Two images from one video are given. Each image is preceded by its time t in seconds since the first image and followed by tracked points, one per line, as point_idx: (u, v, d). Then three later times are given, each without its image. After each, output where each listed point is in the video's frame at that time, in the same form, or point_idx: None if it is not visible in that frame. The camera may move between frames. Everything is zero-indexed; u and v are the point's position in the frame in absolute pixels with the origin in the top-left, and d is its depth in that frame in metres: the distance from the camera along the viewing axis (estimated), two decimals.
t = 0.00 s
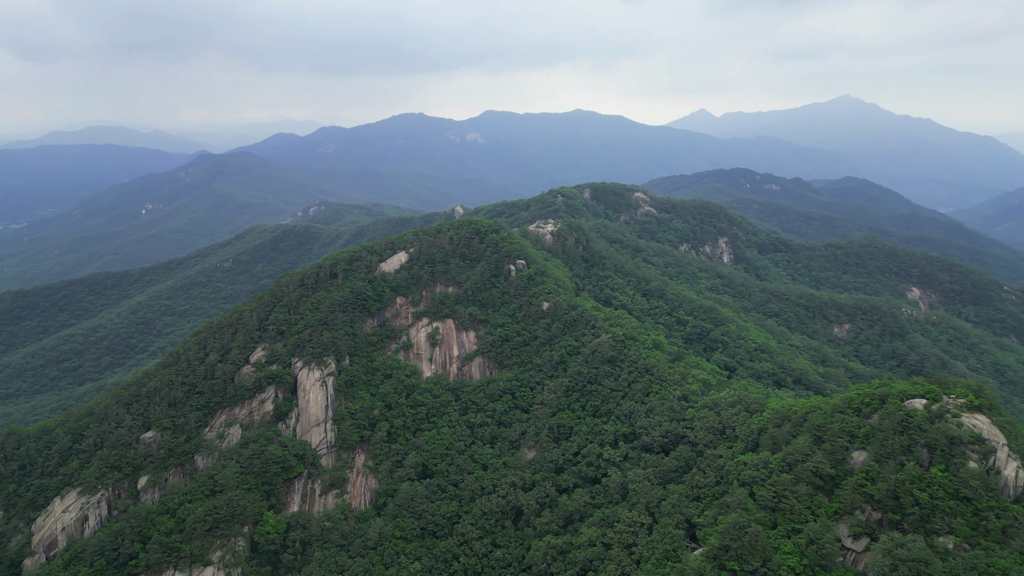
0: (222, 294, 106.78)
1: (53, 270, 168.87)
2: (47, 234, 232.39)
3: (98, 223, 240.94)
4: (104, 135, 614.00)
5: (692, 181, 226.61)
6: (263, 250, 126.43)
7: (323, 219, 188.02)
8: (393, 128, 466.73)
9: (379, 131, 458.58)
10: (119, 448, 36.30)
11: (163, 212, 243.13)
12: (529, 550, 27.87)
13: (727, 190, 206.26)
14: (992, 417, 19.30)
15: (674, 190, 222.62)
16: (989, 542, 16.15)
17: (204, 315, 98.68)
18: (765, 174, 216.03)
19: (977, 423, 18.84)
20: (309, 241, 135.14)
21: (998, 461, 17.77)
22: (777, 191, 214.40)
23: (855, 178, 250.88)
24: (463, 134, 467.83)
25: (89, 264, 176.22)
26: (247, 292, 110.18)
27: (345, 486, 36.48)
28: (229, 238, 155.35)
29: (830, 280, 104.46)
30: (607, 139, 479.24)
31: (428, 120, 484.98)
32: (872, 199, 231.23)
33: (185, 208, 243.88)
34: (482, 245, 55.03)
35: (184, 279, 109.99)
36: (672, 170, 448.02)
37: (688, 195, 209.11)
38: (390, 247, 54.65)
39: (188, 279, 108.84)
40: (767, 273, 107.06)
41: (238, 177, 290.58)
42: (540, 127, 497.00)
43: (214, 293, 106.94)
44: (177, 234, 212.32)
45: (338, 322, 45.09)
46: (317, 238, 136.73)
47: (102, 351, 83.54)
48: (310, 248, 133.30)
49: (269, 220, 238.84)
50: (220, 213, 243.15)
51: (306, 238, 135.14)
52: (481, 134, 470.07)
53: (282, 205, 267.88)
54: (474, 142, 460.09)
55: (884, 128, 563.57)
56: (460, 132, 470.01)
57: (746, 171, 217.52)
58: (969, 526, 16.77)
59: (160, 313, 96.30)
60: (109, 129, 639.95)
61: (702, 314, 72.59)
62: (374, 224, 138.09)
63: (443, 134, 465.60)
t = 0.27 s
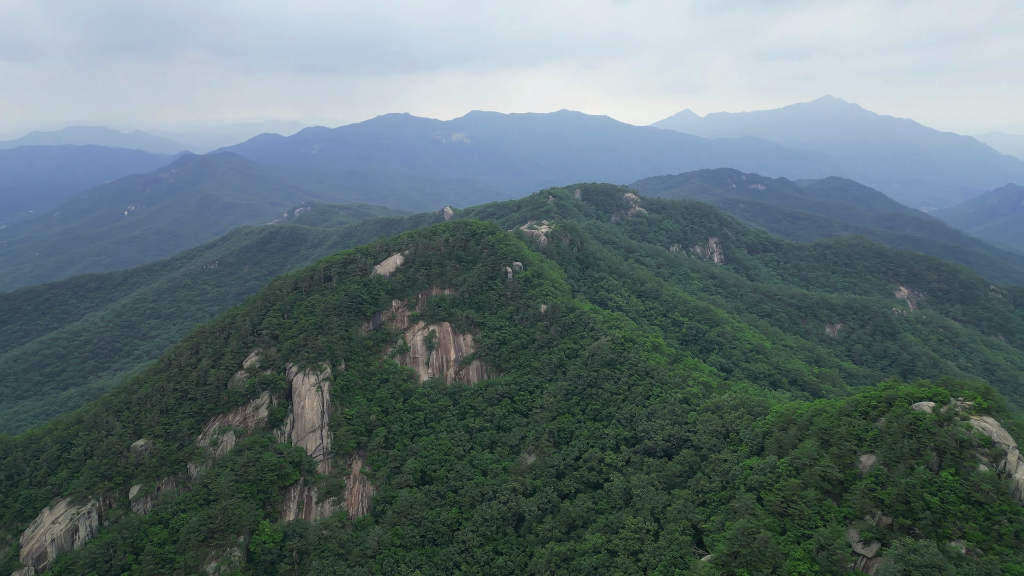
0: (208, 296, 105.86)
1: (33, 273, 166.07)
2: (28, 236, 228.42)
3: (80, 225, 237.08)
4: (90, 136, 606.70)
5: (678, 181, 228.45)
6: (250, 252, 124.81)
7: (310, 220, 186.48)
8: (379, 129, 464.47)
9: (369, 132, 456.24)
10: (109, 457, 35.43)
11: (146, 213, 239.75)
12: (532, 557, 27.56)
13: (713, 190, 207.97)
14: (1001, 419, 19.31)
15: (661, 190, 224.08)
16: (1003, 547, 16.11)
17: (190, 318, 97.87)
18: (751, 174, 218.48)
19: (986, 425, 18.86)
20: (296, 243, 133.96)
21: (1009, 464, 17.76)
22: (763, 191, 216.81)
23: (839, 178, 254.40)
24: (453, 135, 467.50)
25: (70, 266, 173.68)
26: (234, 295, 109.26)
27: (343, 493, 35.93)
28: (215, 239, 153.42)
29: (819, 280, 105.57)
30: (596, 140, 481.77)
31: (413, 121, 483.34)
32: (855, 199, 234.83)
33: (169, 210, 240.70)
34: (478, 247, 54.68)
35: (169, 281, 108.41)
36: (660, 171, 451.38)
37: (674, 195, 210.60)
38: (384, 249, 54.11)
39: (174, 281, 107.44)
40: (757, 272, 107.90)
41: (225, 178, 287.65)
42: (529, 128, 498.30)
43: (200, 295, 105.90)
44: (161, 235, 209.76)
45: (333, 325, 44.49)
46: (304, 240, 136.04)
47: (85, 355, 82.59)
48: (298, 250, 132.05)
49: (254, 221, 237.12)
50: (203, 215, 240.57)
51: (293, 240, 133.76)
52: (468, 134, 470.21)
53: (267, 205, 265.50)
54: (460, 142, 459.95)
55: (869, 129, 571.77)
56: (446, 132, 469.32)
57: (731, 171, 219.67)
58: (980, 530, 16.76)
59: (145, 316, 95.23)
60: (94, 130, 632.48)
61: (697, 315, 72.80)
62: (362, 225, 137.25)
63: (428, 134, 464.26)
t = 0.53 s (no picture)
0: (199, 298, 105.28)
1: (21, 275, 164.51)
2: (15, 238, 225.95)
3: (69, 226, 234.80)
4: (81, 137, 602.81)
5: (671, 181, 228.99)
6: (242, 253, 123.67)
7: (301, 221, 185.37)
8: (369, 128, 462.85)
9: (363, 132, 454.75)
10: (106, 465, 34.78)
11: (134, 213, 237.57)
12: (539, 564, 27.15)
13: (705, 190, 208.67)
14: (1015, 422, 19.20)
15: (653, 190, 224.46)
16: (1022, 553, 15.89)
17: (182, 321, 97.41)
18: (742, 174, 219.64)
19: (1001, 428, 18.75)
20: (289, 244, 132.97)
21: None
22: (754, 191, 218.12)
23: (829, 178, 256.36)
24: (448, 135, 467.36)
25: (59, 268, 172.26)
26: (225, 297, 108.66)
27: (344, 499, 35.50)
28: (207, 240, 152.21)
29: (815, 280, 105.98)
30: (589, 141, 483.02)
31: (403, 120, 481.86)
32: (845, 199, 236.76)
33: (159, 211, 238.76)
34: (478, 248, 54.33)
35: (160, 282, 107.31)
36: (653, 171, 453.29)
37: (667, 195, 211.06)
38: (384, 251, 53.67)
39: (165, 283, 106.52)
40: (753, 272, 108.10)
41: (217, 180, 286.26)
42: (523, 129, 498.42)
43: (192, 297, 105.20)
44: (150, 236, 208.07)
45: (333, 329, 44.03)
46: (296, 240, 134.94)
47: (76, 359, 81.85)
48: (290, 251, 131.03)
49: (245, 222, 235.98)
50: (193, 215, 238.90)
51: (285, 241, 132.69)
52: (458, 134, 470.09)
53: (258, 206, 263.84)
54: (450, 142, 459.36)
55: (861, 130, 576.14)
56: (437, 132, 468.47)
57: (723, 171, 220.66)
58: (999, 536, 16.52)
59: (136, 318, 94.61)
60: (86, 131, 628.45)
61: (696, 317, 72.64)
62: (355, 226, 136.56)
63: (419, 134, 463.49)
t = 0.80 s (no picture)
0: (189, 300, 104.39)
1: (6, 278, 162.45)
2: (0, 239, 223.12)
3: (55, 227, 232.13)
4: (71, 139, 598.57)
5: (662, 181, 229.87)
6: (232, 254, 122.33)
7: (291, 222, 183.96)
8: (359, 129, 461.52)
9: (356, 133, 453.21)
10: (101, 472, 34.07)
11: (121, 214, 235.10)
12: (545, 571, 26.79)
13: (696, 190, 209.61)
14: None
15: (645, 190, 225.12)
16: None
17: (171, 324, 96.63)
18: (732, 174, 221.07)
19: (1014, 431, 18.66)
20: (280, 245, 131.91)
21: None
22: (743, 191, 219.72)
23: (816, 178, 258.54)
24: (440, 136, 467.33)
25: (46, 271, 170.38)
26: (216, 299, 107.80)
27: (345, 506, 34.98)
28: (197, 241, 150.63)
29: (808, 280, 106.58)
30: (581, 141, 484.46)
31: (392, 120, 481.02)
32: (833, 199, 239.00)
33: (147, 211, 236.44)
34: (478, 250, 53.97)
35: (149, 284, 106.15)
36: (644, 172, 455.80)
37: (658, 194, 211.78)
38: (382, 252, 53.17)
39: (154, 285, 105.33)
40: (747, 272, 108.44)
41: (208, 181, 284.20)
42: (516, 129, 498.81)
43: (181, 299, 104.22)
44: (137, 237, 205.97)
45: (331, 332, 43.54)
46: (288, 240, 133.83)
47: (63, 362, 80.89)
48: (280, 252, 129.85)
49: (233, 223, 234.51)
50: (182, 216, 236.90)
51: (275, 242, 131.41)
52: (448, 134, 470.35)
53: (247, 206, 261.95)
54: (439, 142, 459.27)
55: (850, 131, 581.56)
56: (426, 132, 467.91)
57: (713, 171, 221.91)
58: (1015, 540, 16.29)
59: (125, 320, 93.65)
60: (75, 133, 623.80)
61: (695, 318, 72.65)
62: (347, 227, 135.68)
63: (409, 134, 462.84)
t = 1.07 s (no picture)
0: (180, 302, 103.50)
1: None
2: None
3: (42, 229, 229.34)
4: (60, 140, 593.01)
5: (652, 181, 230.87)
6: (222, 255, 121.13)
7: (282, 223, 182.57)
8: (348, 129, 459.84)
9: (349, 133, 451.63)
10: (96, 480, 33.40)
11: (108, 215, 232.53)
12: None
13: (686, 190, 210.57)
14: None
15: (635, 190, 225.92)
16: None
17: (161, 326, 95.87)
18: (722, 175, 222.49)
19: None
20: (271, 245, 130.89)
21: None
22: (734, 191, 221.06)
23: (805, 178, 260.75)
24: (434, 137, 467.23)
25: (32, 273, 168.37)
26: (206, 300, 106.95)
27: (346, 512, 34.51)
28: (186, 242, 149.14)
29: (801, 279, 107.24)
30: (573, 142, 485.91)
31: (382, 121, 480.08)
32: (822, 199, 241.08)
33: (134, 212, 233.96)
34: (477, 251, 53.65)
35: (138, 286, 104.97)
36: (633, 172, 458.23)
37: (648, 194, 212.57)
38: (381, 254, 52.72)
39: (143, 287, 104.19)
40: (741, 272, 108.78)
41: (199, 182, 282.26)
42: (508, 130, 499.15)
43: (171, 301, 103.26)
44: (124, 238, 203.83)
45: (330, 336, 43.07)
46: (279, 241, 132.83)
47: (51, 365, 79.97)
48: (271, 253, 128.70)
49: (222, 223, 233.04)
50: (170, 216, 234.79)
51: (266, 242, 130.27)
52: (438, 134, 470.31)
53: (236, 207, 260.06)
54: (429, 142, 459.19)
55: (841, 131, 586.59)
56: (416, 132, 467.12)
57: (703, 171, 223.09)
58: None
59: (114, 323, 92.69)
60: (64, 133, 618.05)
61: (694, 319, 72.68)
62: (338, 227, 134.61)
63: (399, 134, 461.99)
